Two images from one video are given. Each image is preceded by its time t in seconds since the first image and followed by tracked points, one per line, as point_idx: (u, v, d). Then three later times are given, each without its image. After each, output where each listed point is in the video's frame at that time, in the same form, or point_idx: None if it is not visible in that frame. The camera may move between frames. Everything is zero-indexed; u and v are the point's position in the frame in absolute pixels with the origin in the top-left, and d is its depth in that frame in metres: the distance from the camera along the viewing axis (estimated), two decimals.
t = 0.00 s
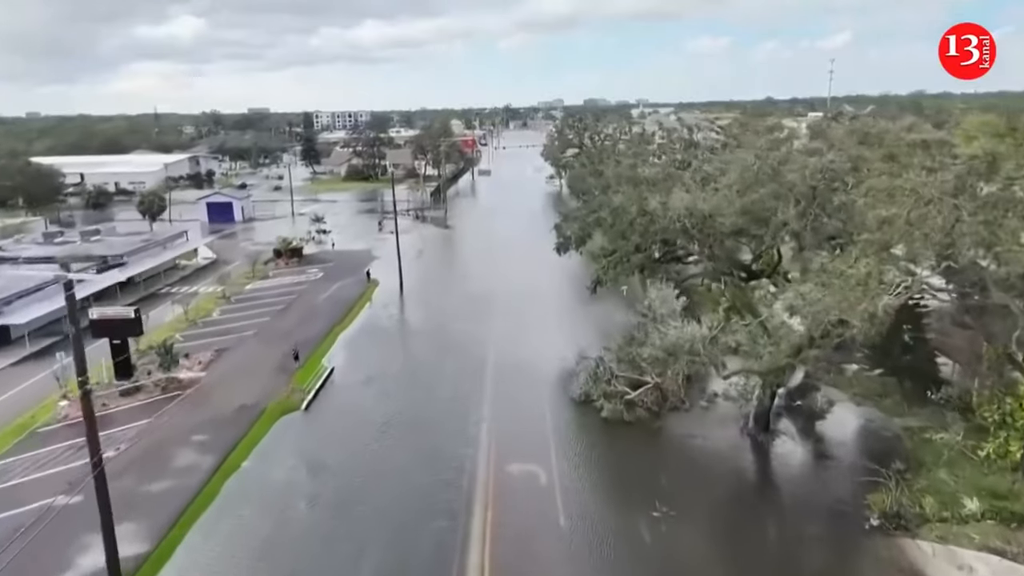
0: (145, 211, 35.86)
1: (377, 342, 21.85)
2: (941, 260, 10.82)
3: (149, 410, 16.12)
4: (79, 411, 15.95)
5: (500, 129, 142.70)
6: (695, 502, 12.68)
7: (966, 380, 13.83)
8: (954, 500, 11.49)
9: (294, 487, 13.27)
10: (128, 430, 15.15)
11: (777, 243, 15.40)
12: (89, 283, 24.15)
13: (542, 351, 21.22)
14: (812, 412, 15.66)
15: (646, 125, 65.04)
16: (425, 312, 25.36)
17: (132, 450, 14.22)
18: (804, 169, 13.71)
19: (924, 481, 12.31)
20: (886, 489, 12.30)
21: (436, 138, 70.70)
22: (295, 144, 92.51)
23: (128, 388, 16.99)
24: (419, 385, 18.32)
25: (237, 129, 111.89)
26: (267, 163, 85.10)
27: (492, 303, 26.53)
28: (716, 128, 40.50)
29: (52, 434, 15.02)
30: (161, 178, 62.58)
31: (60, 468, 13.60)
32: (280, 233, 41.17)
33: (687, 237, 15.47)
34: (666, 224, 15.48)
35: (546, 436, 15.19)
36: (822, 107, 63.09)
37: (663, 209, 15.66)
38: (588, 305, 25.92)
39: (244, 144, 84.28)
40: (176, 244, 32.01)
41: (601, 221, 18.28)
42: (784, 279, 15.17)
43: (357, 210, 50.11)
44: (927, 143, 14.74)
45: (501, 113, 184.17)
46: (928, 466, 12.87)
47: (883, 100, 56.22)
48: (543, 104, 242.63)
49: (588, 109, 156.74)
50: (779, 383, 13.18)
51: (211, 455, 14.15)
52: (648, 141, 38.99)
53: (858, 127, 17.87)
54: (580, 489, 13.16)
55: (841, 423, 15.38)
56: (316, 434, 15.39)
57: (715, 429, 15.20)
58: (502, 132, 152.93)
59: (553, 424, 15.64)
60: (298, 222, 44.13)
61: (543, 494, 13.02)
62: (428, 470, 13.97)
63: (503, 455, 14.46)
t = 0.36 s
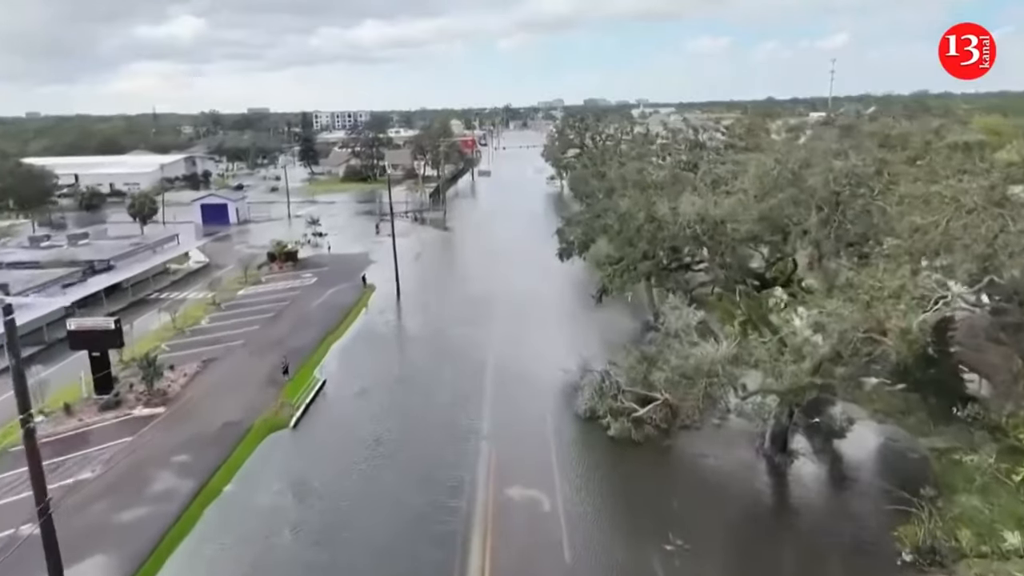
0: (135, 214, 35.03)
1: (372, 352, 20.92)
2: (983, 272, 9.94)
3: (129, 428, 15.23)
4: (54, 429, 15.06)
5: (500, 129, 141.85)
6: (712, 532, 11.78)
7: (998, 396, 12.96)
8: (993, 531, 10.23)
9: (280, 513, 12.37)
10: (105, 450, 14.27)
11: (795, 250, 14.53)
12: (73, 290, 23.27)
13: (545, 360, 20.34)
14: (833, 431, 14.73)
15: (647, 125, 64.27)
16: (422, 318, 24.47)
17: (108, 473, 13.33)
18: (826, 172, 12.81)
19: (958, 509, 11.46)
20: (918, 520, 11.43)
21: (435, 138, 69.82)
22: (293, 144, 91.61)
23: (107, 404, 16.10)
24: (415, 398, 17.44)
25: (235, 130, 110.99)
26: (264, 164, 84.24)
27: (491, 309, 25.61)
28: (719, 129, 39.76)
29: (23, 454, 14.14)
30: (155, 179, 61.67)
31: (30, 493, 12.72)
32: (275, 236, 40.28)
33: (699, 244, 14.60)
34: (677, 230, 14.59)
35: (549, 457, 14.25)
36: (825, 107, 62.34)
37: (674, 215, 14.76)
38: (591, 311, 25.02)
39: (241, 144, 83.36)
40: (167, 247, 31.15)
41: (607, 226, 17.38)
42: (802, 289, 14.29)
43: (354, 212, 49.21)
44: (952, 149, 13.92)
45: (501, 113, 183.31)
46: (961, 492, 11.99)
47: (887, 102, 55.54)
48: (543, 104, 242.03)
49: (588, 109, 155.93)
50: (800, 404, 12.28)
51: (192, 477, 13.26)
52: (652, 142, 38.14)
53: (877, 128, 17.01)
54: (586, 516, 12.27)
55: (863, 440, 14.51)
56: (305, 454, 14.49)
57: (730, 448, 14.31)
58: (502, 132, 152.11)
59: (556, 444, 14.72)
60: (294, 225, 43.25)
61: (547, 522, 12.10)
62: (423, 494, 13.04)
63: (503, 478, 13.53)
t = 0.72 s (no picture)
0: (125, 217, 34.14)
1: (366, 363, 19.95)
2: None
3: (104, 448, 14.30)
4: (24, 450, 14.15)
5: (500, 129, 141.00)
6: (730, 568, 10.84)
7: None
8: None
9: (261, 546, 11.42)
10: (76, 474, 13.31)
11: (817, 260, 13.55)
12: (55, 297, 22.38)
13: (547, 370, 19.39)
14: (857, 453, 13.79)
15: (650, 126, 63.37)
16: (419, 326, 23.52)
17: (78, 501, 12.40)
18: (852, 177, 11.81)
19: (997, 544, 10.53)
20: (957, 554, 10.43)
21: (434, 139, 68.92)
22: (291, 144, 90.70)
23: (82, 422, 15.18)
24: (411, 415, 16.48)
25: (232, 130, 110.10)
26: (262, 165, 83.37)
27: (491, 316, 24.65)
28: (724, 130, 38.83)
29: None
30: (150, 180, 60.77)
31: None
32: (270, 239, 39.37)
33: (714, 253, 13.62)
34: (688, 238, 13.63)
35: (553, 482, 13.29)
36: (829, 107, 61.52)
37: (687, 222, 13.81)
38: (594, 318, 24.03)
39: (239, 145, 82.49)
40: (156, 251, 30.19)
41: (613, 233, 16.43)
42: (824, 302, 13.33)
43: (351, 214, 48.29)
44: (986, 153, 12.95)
45: (501, 113, 182.38)
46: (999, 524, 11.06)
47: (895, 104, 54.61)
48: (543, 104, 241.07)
49: (589, 108, 155.12)
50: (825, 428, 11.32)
51: (169, 504, 12.33)
52: (656, 142, 37.23)
53: (899, 129, 16.06)
54: (593, 549, 11.33)
55: (889, 465, 13.52)
56: (291, 478, 13.54)
57: (746, 471, 13.38)
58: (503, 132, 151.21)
59: (560, 467, 13.76)
60: (289, 227, 42.36)
61: (551, 557, 11.15)
62: (417, 525, 12.07)
63: (504, 507, 12.57)
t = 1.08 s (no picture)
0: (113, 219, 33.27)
1: (359, 376, 19.05)
2: None
3: (77, 471, 13.43)
4: None
5: (500, 129, 140.32)
6: None
7: None
8: None
9: None
10: (45, 501, 12.44)
11: (837, 270, 12.74)
12: (36, 305, 21.53)
13: (549, 383, 18.58)
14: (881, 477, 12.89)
15: (651, 127, 62.62)
16: (416, 335, 22.68)
17: (44, 533, 11.53)
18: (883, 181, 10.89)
19: None
20: None
21: (433, 138, 68.19)
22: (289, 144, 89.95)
23: (55, 441, 14.30)
24: (407, 432, 15.65)
25: (231, 130, 109.36)
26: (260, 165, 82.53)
27: (490, 323, 23.78)
28: (728, 131, 38.08)
29: None
30: (145, 181, 59.99)
31: None
32: (264, 242, 38.51)
33: (729, 262, 12.77)
34: (702, 247, 12.79)
35: (557, 511, 12.38)
36: (833, 106, 60.85)
37: (700, 230, 12.97)
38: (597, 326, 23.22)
39: (235, 145, 81.62)
40: (145, 255, 29.33)
41: (620, 241, 15.59)
42: (846, 316, 12.50)
43: (347, 216, 47.44)
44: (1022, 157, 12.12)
45: (501, 113, 181.52)
46: None
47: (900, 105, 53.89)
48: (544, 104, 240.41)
49: (589, 108, 154.41)
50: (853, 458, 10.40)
51: (142, 537, 11.44)
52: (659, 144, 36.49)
53: (921, 131, 15.27)
54: None
55: (912, 488, 12.71)
56: (275, 505, 12.63)
57: (763, 498, 12.49)
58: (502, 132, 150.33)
59: (563, 494, 12.86)
60: (284, 229, 41.51)
61: None
62: (409, 559, 11.17)
63: (504, 539, 11.68)
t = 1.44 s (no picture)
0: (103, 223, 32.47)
1: (352, 389, 18.16)
2: None
3: (47, 497, 12.58)
4: None
5: (500, 129, 139.53)
6: None
7: None
8: None
9: None
10: (10, 531, 11.59)
11: (860, 281, 11.87)
12: (16, 314, 20.71)
13: (550, 396, 17.72)
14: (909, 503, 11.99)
15: (653, 128, 61.79)
16: (412, 344, 21.81)
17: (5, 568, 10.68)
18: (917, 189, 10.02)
19: None
20: None
21: (432, 138, 67.35)
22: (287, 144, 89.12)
23: (26, 463, 13.48)
24: (400, 451, 14.80)
25: (228, 130, 108.57)
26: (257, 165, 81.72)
27: (489, 331, 22.90)
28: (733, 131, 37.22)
29: None
30: (140, 182, 59.19)
31: None
32: (258, 245, 37.66)
33: (744, 273, 11.91)
34: (716, 257, 11.92)
35: (560, 542, 11.49)
36: (837, 106, 60.10)
37: (714, 238, 12.10)
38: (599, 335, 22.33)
39: (233, 146, 80.89)
40: (134, 260, 28.49)
41: (627, 249, 14.72)
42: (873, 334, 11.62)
43: (345, 218, 46.57)
44: None
45: (501, 113, 180.65)
46: None
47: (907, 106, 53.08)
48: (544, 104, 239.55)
49: (589, 108, 153.66)
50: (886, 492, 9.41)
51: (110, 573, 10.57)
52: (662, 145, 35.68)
53: (945, 133, 14.41)
54: None
55: (941, 516, 11.78)
56: (257, 536, 11.71)
57: (783, 527, 11.61)
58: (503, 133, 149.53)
59: (567, 523, 11.97)
60: (279, 232, 40.66)
61: None
62: None
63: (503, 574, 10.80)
